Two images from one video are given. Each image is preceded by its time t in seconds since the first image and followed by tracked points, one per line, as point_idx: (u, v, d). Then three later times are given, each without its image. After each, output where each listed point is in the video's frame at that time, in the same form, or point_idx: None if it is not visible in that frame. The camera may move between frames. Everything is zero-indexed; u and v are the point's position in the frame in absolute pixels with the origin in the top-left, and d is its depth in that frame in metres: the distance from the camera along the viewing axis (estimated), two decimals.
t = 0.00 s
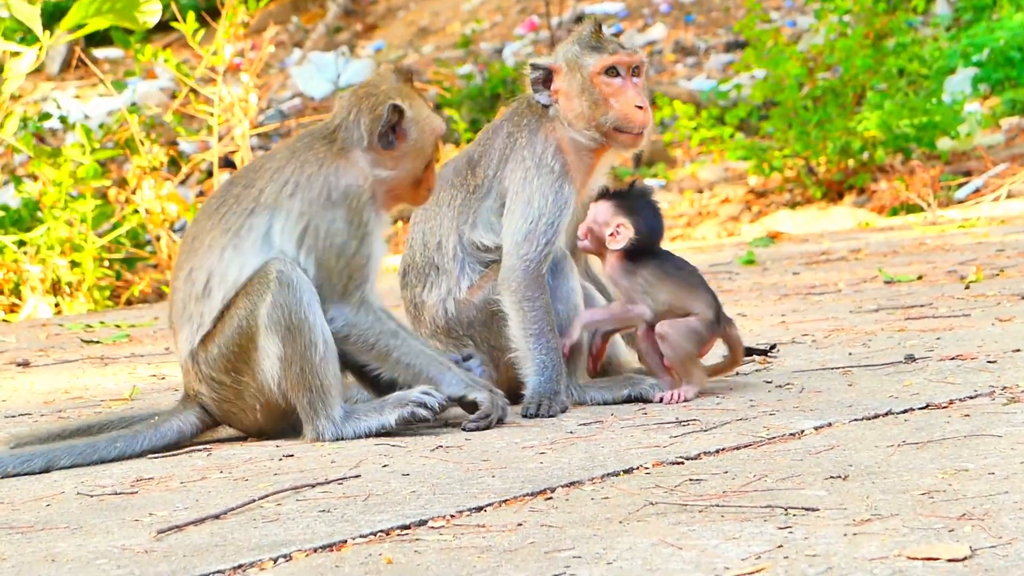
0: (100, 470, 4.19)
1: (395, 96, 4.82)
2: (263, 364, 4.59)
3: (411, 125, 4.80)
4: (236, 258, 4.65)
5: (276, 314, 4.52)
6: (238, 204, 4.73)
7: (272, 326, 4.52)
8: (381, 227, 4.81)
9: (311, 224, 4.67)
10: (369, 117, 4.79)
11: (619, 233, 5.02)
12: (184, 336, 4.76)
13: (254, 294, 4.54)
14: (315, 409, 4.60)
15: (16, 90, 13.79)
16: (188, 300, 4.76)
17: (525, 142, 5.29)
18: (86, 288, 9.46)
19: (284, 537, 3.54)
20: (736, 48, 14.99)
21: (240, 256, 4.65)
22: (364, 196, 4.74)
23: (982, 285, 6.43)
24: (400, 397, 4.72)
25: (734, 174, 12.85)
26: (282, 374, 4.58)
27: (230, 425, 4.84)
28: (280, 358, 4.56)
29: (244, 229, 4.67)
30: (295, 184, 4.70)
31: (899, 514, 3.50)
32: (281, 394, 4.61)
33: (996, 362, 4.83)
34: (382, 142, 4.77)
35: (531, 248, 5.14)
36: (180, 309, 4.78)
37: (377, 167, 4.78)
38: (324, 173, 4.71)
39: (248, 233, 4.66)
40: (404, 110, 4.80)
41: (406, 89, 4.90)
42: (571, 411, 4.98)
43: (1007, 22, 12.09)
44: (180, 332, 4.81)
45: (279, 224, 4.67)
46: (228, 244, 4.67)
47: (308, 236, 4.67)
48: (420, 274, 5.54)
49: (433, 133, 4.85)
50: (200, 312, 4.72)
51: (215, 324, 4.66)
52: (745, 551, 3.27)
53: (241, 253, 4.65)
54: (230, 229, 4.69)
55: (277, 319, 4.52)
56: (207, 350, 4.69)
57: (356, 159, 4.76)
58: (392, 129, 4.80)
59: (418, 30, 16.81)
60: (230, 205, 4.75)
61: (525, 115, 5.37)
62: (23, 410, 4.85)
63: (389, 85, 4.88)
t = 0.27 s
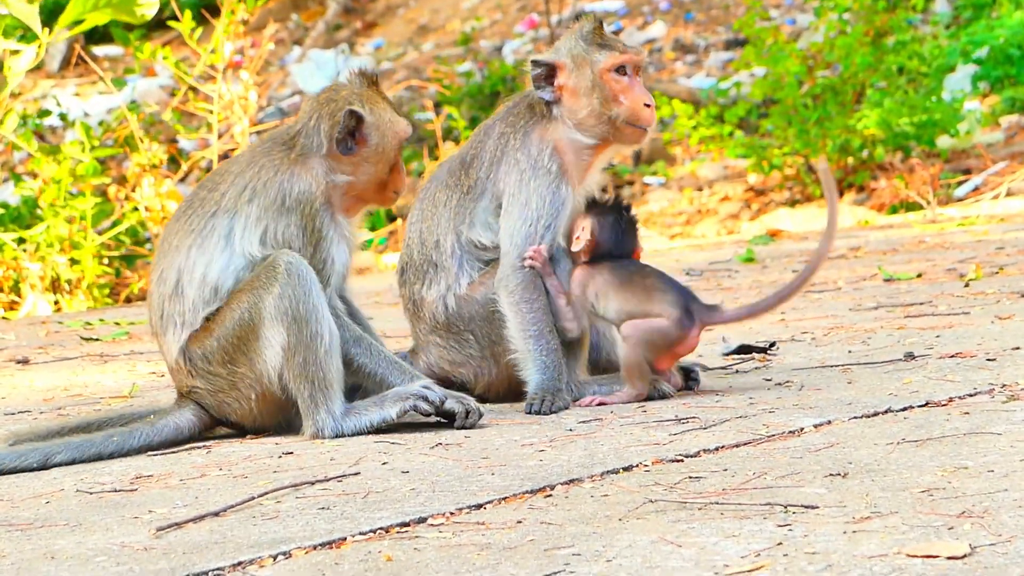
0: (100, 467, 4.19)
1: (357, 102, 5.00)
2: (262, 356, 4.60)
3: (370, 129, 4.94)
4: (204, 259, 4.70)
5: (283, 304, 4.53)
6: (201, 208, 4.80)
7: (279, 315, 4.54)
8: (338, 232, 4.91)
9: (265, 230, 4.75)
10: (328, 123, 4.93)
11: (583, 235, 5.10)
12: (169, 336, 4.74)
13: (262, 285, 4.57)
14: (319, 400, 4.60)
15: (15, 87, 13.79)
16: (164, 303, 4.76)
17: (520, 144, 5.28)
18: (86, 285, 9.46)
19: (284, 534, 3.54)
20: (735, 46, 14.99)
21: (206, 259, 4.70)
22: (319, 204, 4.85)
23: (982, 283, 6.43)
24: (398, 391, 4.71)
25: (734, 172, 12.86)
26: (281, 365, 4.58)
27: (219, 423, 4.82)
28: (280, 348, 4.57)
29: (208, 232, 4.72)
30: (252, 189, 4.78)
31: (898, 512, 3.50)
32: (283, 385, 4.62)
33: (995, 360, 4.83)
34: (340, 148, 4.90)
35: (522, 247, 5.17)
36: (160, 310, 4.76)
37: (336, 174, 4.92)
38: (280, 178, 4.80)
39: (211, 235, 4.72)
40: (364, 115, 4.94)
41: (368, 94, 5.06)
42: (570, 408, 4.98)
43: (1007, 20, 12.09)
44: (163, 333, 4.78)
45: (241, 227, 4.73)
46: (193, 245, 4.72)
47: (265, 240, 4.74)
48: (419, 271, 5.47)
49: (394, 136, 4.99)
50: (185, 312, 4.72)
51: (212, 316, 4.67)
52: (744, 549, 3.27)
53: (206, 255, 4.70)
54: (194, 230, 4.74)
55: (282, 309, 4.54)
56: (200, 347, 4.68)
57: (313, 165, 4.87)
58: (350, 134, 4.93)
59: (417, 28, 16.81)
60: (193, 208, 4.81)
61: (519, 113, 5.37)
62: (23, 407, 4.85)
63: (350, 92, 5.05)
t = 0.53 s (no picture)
0: (99, 465, 4.18)
1: (365, 119, 5.04)
2: (266, 350, 4.59)
3: (375, 146, 4.99)
4: (206, 254, 4.71)
5: (291, 299, 4.53)
6: (203, 205, 4.80)
7: (287, 309, 4.54)
8: (338, 238, 4.93)
9: (266, 232, 4.75)
10: (333, 135, 4.97)
11: (589, 228, 5.27)
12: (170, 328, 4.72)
13: (270, 279, 4.56)
14: (319, 397, 4.59)
15: (15, 86, 13.78)
16: (166, 295, 4.74)
17: (523, 142, 5.28)
18: (86, 283, 9.45)
19: (284, 532, 3.53)
20: (735, 44, 14.99)
21: (208, 254, 4.71)
22: (320, 212, 4.88)
23: (982, 282, 6.42)
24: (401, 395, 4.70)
25: (734, 170, 12.86)
26: (284, 360, 4.58)
27: (217, 417, 4.80)
28: (285, 343, 4.56)
29: (210, 227, 4.73)
30: (255, 189, 4.79)
31: (898, 510, 3.50)
32: (286, 380, 4.61)
33: (995, 359, 4.82)
34: (344, 160, 4.93)
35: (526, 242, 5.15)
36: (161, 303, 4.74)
37: (337, 183, 4.95)
38: (283, 181, 4.82)
39: (213, 231, 4.72)
40: (370, 131, 4.99)
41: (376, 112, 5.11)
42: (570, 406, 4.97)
43: (1007, 18, 12.09)
44: (163, 325, 4.76)
45: (243, 225, 4.74)
46: (195, 239, 4.72)
47: (266, 242, 4.74)
48: (419, 271, 5.44)
49: (398, 155, 5.04)
50: (187, 305, 4.71)
51: (217, 308, 4.66)
52: (744, 547, 3.27)
53: (209, 250, 4.71)
54: (196, 225, 4.75)
55: (289, 303, 4.54)
56: (203, 339, 4.67)
57: (315, 173, 4.89)
58: (357, 148, 4.97)
59: (417, 26, 16.81)
60: (195, 205, 4.82)
61: (523, 110, 5.39)
62: (21, 405, 4.83)
63: (359, 108, 5.10)
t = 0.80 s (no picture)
0: (99, 462, 4.18)
1: (427, 142, 4.83)
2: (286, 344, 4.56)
3: (435, 172, 4.78)
4: (259, 246, 4.56)
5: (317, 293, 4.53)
6: (257, 194, 4.62)
7: (310, 303, 4.53)
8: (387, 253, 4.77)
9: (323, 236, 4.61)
10: (395, 155, 4.76)
11: (605, 227, 5.34)
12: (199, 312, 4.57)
13: (294, 272, 4.51)
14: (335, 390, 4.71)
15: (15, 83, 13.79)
16: (201, 279, 4.58)
17: (523, 139, 5.27)
18: (86, 280, 9.45)
19: (284, 529, 3.54)
20: (736, 42, 14.99)
21: (262, 246, 4.56)
22: (373, 230, 4.70)
23: (982, 280, 6.42)
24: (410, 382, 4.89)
25: (734, 169, 12.86)
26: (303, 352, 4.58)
27: (224, 412, 4.69)
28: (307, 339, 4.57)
29: (267, 221, 4.57)
30: (315, 191, 4.62)
31: (898, 509, 3.50)
32: (307, 373, 4.62)
33: (996, 357, 4.83)
34: (402, 184, 4.75)
35: (529, 240, 5.13)
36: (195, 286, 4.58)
37: (393, 203, 4.76)
38: (346, 191, 4.65)
39: (269, 225, 4.57)
40: (432, 156, 4.79)
41: (441, 135, 4.90)
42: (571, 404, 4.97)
43: (1008, 17, 12.10)
44: (188, 309, 4.60)
45: (300, 225, 4.59)
46: (247, 230, 4.56)
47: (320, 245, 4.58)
48: (418, 271, 5.46)
49: (456, 184, 4.83)
50: (224, 290, 4.57)
51: (241, 297, 4.56)
52: (744, 545, 3.27)
53: (263, 243, 4.56)
54: (250, 215, 4.57)
55: (313, 297, 4.53)
56: (230, 328, 4.56)
57: (374, 190, 4.70)
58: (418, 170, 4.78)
59: (418, 23, 16.81)
60: (248, 193, 4.63)
61: (522, 106, 5.38)
62: (22, 403, 4.82)
63: (425, 129, 4.89)
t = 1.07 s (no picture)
0: (104, 459, 4.17)
1: (529, 155, 4.76)
2: (339, 345, 4.51)
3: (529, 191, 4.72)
4: (345, 244, 4.48)
5: (374, 300, 4.47)
6: (350, 188, 4.53)
7: (365, 308, 4.47)
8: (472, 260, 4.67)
9: (414, 241, 4.51)
10: (500, 168, 4.67)
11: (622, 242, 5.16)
12: (266, 301, 4.51)
13: (359, 274, 4.45)
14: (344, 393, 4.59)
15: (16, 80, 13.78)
16: (281, 267, 4.50)
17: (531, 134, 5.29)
18: (87, 278, 9.42)
19: (286, 528, 3.54)
20: (738, 41, 14.99)
21: (350, 245, 4.48)
22: (465, 240, 4.59)
23: (985, 279, 6.42)
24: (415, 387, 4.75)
25: (736, 167, 12.87)
26: (352, 355, 4.53)
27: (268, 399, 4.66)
28: (356, 343, 4.51)
29: (356, 217, 4.49)
30: (411, 194, 4.53)
31: (901, 508, 3.50)
32: (336, 375, 4.54)
33: (999, 356, 4.82)
34: (499, 198, 4.66)
35: (538, 238, 5.10)
36: (270, 273, 4.51)
37: (485, 212, 4.65)
38: (444, 197, 4.55)
39: (359, 222, 4.49)
40: (531, 173, 4.72)
41: (535, 149, 4.83)
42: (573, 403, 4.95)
43: (1010, 16, 12.11)
44: (256, 295, 4.54)
45: (390, 227, 4.50)
46: (338, 225, 4.48)
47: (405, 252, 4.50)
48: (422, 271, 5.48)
49: (540, 200, 4.79)
50: (297, 282, 4.49)
51: (309, 292, 4.50)
52: (746, 544, 3.27)
53: (349, 242, 4.47)
54: (342, 210, 4.50)
55: (369, 303, 4.47)
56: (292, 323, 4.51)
57: (472, 198, 4.60)
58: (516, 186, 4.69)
59: (419, 21, 16.81)
60: (340, 185, 4.54)
61: (528, 104, 5.40)
62: (24, 401, 4.81)
63: (526, 141, 4.81)
